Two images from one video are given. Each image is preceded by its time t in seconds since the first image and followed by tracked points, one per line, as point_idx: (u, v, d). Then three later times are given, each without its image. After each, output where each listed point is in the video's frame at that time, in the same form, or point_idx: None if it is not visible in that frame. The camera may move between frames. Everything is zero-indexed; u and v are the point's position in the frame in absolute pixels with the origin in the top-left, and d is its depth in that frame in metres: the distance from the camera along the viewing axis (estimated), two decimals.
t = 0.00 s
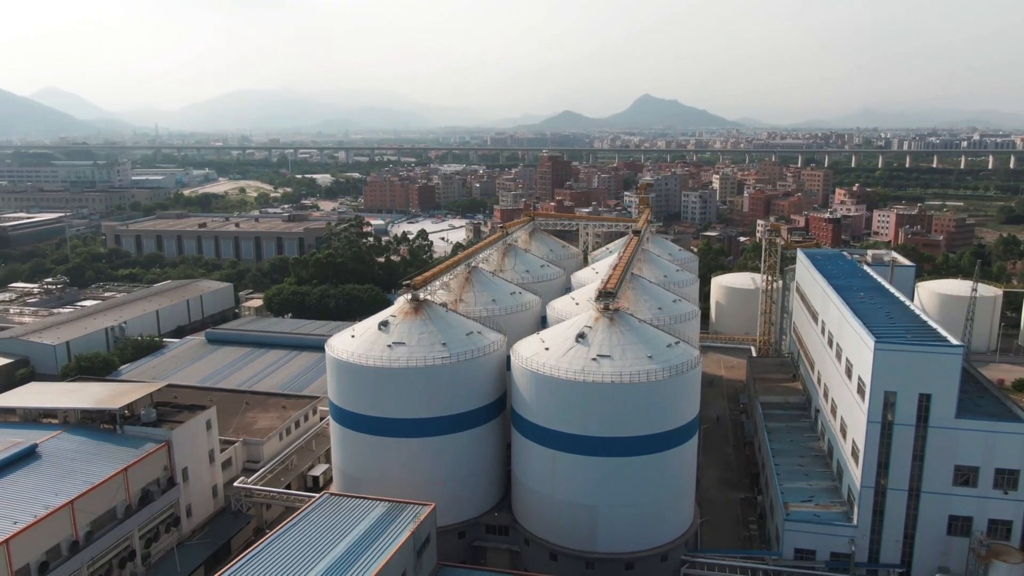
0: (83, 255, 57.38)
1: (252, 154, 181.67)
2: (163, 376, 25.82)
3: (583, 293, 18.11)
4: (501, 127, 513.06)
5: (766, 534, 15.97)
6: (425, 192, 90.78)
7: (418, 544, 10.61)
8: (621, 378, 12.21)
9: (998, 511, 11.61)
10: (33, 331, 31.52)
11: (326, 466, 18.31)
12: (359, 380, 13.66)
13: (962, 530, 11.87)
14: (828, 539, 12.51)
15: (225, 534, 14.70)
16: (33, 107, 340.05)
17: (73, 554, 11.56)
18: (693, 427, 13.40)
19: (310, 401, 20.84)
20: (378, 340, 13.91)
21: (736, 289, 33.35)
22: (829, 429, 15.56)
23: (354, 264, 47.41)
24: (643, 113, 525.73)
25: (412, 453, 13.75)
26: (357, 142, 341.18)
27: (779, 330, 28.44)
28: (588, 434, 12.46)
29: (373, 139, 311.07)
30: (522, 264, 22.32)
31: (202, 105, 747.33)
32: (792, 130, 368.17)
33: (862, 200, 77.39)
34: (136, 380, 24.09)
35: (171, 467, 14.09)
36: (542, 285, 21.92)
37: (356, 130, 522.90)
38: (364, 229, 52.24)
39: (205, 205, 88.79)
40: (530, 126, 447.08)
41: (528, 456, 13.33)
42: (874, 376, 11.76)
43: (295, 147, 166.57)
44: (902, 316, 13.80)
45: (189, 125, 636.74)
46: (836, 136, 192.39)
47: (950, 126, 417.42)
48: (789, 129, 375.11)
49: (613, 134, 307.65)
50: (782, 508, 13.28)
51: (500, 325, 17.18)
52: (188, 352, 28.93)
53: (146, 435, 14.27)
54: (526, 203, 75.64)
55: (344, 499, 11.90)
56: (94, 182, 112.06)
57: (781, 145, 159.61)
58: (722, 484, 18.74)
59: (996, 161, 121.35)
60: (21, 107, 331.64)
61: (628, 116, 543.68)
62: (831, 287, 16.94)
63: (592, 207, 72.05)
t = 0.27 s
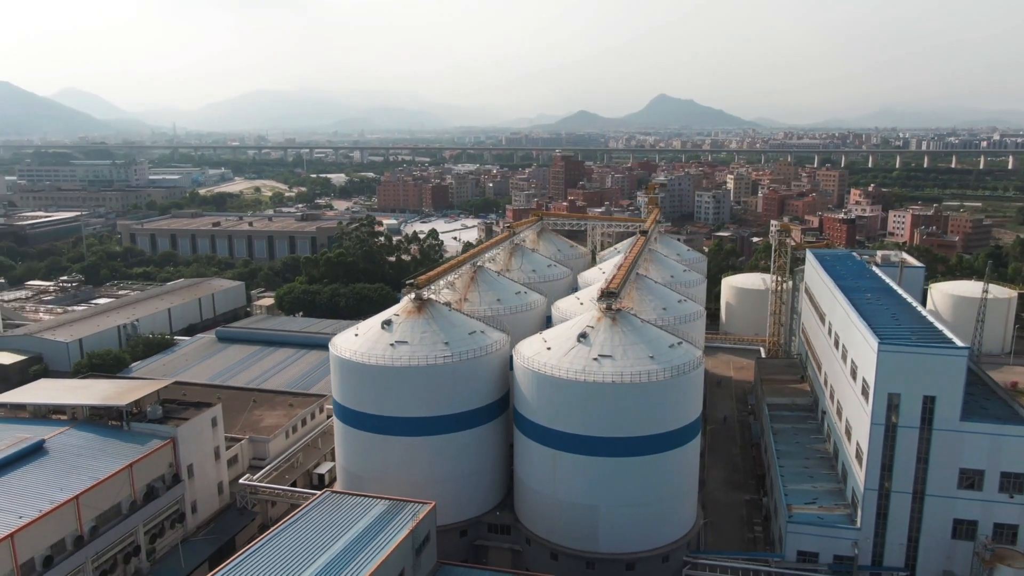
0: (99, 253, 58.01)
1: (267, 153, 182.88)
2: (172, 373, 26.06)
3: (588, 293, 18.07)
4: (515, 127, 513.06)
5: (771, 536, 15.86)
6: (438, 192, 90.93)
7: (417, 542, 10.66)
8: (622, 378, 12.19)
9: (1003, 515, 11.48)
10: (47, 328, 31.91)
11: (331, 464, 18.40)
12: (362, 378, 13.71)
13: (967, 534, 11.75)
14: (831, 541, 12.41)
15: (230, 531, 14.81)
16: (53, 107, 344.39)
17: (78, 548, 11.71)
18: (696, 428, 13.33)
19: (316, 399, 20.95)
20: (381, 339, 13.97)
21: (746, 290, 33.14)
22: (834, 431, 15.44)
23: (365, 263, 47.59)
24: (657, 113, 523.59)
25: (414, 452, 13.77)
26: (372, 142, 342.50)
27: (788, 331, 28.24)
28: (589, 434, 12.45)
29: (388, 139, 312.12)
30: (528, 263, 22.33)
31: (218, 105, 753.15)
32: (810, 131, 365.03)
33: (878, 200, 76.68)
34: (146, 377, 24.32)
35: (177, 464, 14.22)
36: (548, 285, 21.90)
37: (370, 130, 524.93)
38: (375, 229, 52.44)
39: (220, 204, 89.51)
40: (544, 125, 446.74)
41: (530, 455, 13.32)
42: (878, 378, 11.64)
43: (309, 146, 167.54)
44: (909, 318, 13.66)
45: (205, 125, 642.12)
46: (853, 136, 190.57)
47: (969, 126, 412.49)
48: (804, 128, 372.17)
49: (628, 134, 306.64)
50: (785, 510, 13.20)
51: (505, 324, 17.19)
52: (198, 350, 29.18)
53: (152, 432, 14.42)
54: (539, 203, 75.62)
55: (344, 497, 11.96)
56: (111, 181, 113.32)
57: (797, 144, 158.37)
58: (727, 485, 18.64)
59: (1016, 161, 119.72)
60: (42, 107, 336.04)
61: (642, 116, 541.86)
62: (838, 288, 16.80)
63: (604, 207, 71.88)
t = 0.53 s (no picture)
0: (114, 252, 58.66)
1: (283, 153, 184.08)
2: (183, 371, 26.29)
3: (593, 293, 18.02)
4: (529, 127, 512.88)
5: (775, 538, 15.78)
6: (451, 192, 91.05)
7: (416, 540, 10.70)
8: (623, 379, 12.16)
9: (1007, 519, 11.36)
10: (60, 326, 32.31)
11: (336, 462, 18.48)
12: (364, 377, 13.77)
13: (972, 538, 11.63)
14: (834, 544, 12.32)
15: (234, 528, 14.94)
16: (73, 108, 348.77)
17: (82, 543, 11.84)
18: (698, 429, 13.26)
19: (323, 397, 21.06)
20: (384, 338, 14.02)
21: (756, 290, 32.92)
22: (840, 433, 15.32)
23: (376, 262, 47.69)
24: (672, 113, 521.78)
25: (416, 450, 13.82)
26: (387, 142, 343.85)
27: (798, 332, 28.00)
28: (590, 434, 12.43)
29: (402, 139, 313.17)
30: (535, 263, 22.32)
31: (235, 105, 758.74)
32: (826, 130, 361.94)
33: (894, 201, 75.89)
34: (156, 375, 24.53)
35: (182, 460, 14.35)
36: (555, 285, 21.88)
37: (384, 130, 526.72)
38: (387, 228, 52.63)
39: (235, 203, 90.18)
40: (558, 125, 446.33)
41: (532, 455, 13.32)
42: (882, 380, 11.53)
43: (324, 146, 168.40)
44: (915, 319, 13.51)
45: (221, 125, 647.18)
46: (871, 136, 188.63)
47: (988, 126, 407.38)
48: (821, 128, 369.06)
49: (644, 134, 305.37)
50: (788, 511, 13.12)
51: (509, 324, 17.17)
52: (209, 347, 29.43)
53: (158, 428, 14.56)
54: (551, 203, 75.59)
55: (346, 494, 12.01)
56: (129, 180, 114.58)
57: (813, 144, 157.03)
58: (732, 486, 18.54)
59: None
60: (62, 107, 340.27)
61: (657, 116, 539.91)
62: (845, 289, 16.64)
63: (617, 207, 71.69)
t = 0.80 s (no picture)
0: (129, 250, 59.25)
1: (298, 153, 185.18)
2: (192, 368, 26.53)
3: (597, 293, 17.97)
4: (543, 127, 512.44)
5: (780, 540, 15.67)
6: (464, 191, 91.09)
7: (414, 539, 10.73)
8: (623, 379, 12.13)
9: (1012, 523, 11.23)
10: (73, 323, 32.69)
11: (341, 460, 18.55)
12: (366, 376, 13.82)
13: (976, 542, 11.50)
14: (836, 547, 12.22)
15: (238, 524, 15.04)
16: (91, 108, 352.74)
17: (86, 538, 11.99)
18: (700, 430, 13.20)
19: (329, 396, 21.15)
20: (386, 337, 14.06)
21: (766, 291, 32.69)
22: (845, 435, 15.18)
23: (386, 261, 47.78)
24: (687, 112, 519.23)
25: (418, 449, 13.85)
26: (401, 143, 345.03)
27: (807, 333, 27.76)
28: (590, 434, 12.41)
29: (417, 139, 314.06)
30: (542, 263, 22.29)
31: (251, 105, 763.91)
32: (842, 130, 358.77)
33: (910, 201, 75.06)
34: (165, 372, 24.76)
35: (187, 457, 14.47)
36: (561, 285, 21.85)
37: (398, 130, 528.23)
38: (398, 228, 52.76)
39: (250, 202, 90.80)
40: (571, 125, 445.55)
41: (532, 454, 13.31)
42: (885, 382, 11.43)
43: (339, 146, 169.22)
44: (920, 320, 13.37)
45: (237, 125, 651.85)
46: (888, 136, 186.63)
47: (1007, 125, 402.15)
48: (837, 128, 365.78)
49: (659, 134, 303.94)
50: (790, 513, 13.04)
51: (513, 323, 17.15)
52: (219, 345, 29.66)
53: (163, 425, 14.69)
54: (563, 203, 75.47)
55: (346, 492, 12.07)
56: (145, 180, 115.73)
57: (830, 145, 155.61)
58: (738, 488, 18.45)
59: None
60: (80, 107, 344.18)
61: (671, 116, 537.53)
62: (852, 290, 16.49)
63: (629, 208, 71.43)
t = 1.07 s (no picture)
0: (143, 249, 59.81)
1: (313, 152, 186.16)
2: (201, 366, 26.74)
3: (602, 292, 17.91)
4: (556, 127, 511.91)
5: (783, 543, 15.57)
6: (477, 191, 91.12)
7: (412, 538, 10.75)
8: (623, 379, 12.10)
9: (1016, 527, 11.09)
10: (85, 321, 33.09)
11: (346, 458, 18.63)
12: (369, 374, 13.86)
13: (980, 546, 11.36)
14: (838, 549, 12.13)
15: (242, 521, 15.14)
16: (110, 107, 356.58)
17: (90, 533, 12.12)
18: (701, 430, 13.13)
19: (335, 394, 21.25)
20: (388, 336, 14.11)
21: (776, 292, 32.47)
22: (850, 437, 15.05)
23: (396, 261, 47.94)
24: (701, 112, 516.59)
25: (419, 448, 13.88)
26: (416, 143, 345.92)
27: (817, 334, 27.53)
28: (589, 434, 12.39)
29: (431, 139, 314.66)
30: (548, 263, 22.26)
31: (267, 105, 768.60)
32: (859, 130, 355.60)
33: (926, 202, 74.29)
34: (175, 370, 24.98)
35: (191, 454, 14.60)
36: (567, 284, 21.82)
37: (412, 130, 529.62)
38: (409, 227, 52.90)
39: (264, 202, 91.42)
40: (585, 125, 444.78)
41: (533, 454, 13.30)
42: (887, 384, 11.33)
43: (353, 146, 169.99)
44: (925, 322, 13.23)
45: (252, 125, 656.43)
46: (906, 136, 184.70)
47: None
48: (853, 128, 362.53)
49: (675, 134, 302.49)
50: (792, 515, 12.96)
51: (517, 323, 17.14)
52: (228, 344, 29.88)
53: (168, 422, 14.82)
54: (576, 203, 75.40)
55: (346, 490, 12.12)
56: (162, 179, 116.82)
57: (846, 145, 154.24)
58: (743, 490, 18.34)
59: None
60: (100, 108, 348.15)
61: (685, 115, 535.00)
62: (858, 290, 16.34)
63: (642, 208, 71.20)
